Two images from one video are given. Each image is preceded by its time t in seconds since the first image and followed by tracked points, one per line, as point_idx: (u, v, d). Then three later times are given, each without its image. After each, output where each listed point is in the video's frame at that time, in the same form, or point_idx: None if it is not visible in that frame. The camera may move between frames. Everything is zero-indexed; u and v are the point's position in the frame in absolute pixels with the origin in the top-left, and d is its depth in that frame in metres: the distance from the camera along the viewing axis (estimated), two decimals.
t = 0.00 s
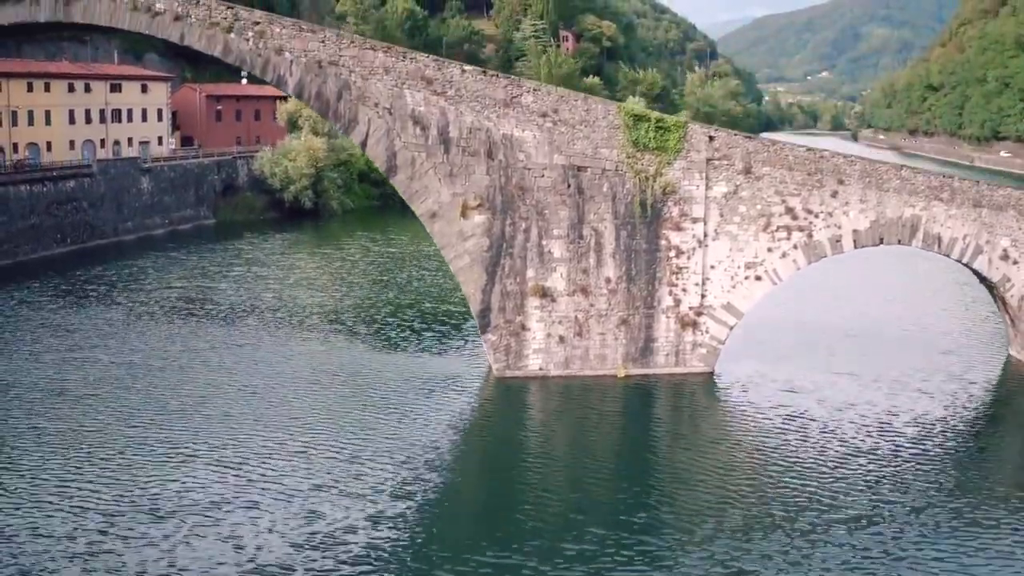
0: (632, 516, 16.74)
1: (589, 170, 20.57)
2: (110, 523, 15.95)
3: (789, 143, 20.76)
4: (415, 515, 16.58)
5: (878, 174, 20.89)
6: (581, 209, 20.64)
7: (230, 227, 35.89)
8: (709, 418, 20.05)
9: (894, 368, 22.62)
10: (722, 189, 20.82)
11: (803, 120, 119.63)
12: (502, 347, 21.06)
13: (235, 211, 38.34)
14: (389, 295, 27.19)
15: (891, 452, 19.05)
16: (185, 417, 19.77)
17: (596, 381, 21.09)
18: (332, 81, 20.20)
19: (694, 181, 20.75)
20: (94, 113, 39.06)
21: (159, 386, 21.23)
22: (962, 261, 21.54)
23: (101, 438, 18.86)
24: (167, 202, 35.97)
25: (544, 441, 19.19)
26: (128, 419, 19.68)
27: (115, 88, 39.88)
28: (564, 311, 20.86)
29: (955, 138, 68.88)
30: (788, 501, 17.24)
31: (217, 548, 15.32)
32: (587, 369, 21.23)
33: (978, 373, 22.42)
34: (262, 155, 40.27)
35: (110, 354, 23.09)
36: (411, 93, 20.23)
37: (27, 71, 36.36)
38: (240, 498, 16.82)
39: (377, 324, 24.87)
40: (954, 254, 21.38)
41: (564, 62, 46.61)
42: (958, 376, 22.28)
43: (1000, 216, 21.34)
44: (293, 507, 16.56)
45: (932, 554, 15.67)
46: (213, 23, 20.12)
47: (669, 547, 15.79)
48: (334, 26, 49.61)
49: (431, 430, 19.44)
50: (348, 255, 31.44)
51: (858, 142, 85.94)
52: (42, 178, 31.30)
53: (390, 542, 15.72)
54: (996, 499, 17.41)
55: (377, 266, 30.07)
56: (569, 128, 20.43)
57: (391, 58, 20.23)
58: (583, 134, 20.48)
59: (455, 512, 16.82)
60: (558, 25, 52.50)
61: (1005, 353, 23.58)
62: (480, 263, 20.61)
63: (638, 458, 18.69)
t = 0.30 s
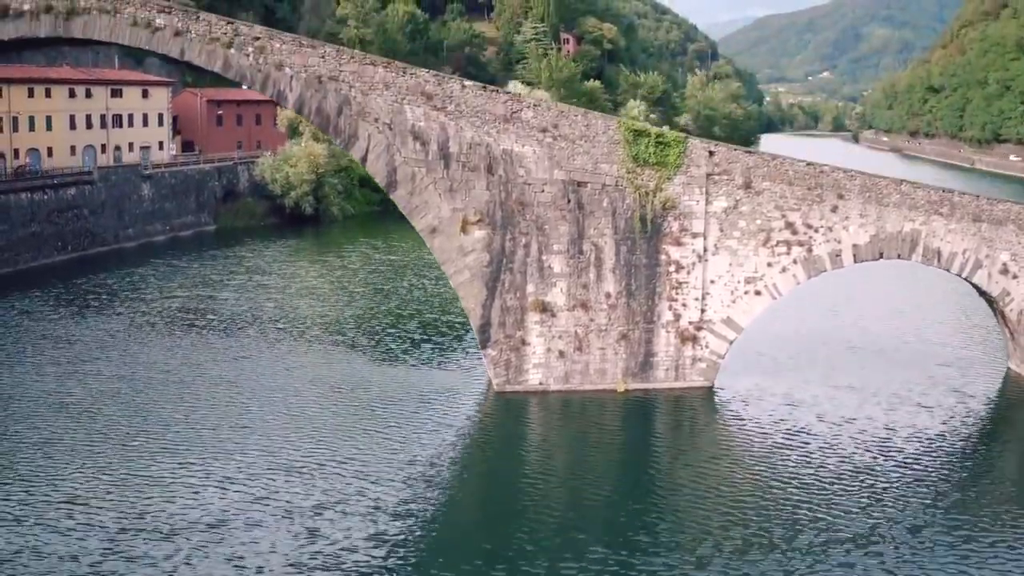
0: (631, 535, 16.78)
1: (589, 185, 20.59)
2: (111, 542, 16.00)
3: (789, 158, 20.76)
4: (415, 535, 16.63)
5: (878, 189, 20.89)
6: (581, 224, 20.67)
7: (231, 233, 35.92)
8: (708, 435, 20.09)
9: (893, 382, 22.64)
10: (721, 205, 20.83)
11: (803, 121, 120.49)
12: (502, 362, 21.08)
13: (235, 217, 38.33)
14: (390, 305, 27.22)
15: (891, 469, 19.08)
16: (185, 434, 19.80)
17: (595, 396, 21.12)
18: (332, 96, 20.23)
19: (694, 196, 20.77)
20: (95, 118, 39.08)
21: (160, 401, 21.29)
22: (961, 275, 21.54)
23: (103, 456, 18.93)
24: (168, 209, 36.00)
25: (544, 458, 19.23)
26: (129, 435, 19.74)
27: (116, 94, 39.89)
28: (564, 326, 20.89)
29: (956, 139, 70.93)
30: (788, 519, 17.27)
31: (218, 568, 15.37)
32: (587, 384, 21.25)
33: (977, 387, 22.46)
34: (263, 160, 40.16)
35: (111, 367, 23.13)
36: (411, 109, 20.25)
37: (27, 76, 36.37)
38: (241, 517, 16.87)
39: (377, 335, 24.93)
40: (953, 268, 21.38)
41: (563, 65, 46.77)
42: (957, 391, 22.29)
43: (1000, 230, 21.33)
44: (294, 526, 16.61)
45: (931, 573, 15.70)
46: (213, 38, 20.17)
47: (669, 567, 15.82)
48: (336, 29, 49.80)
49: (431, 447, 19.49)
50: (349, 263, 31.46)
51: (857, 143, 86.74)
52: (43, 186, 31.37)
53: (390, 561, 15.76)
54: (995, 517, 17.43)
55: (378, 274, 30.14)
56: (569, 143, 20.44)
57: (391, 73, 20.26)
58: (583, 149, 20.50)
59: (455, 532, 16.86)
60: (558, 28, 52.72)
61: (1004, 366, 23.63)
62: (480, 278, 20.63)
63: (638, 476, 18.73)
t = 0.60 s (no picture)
0: (631, 549, 16.82)
1: (589, 197, 20.61)
2: (111, 557, 16.02)
3: (789, 169, 20.77)
4: (415, 550, 16.65)
5: (878, 201, 20.90)
6: (581, 236, 20.68)
7: (232, 238, 35.99)
8: (708, 448, 20.13)
9: (892, 392, 22.69)
10: (721, 216, 20.84)
11: (804, 122, 121.10)
12: (502, 374, 21.12)
13: (236, 222, 38.41)
14: (390, 313, 27.26)
15: (890, 482, 19.10)
16: (186, 445, 19.84)
17: (595, 407, 21.15)
18: (331, 108, 20.26)
19: (693, 208, 20.78)
20: (95, 122, 39.08)
21: (160, 412, 21.33)
22: (961, 286, 21.55)
23: (103, 468, 18.97)
24: (168, 214, 36.04)
25: (543, 471, 19.28)
26: (130, 447, 19.78)
27: (116, 98, 39.90)
28: (564, 337, 20.92)
29: (956, 141, 71.62)
30: (787, 533, 17.29)
31: None
32: (587, 395, 21.28)
33: (976, 398, 22.48)
34: (263, 165, 40.38)
35: (111, 377, 23.18)
36: (411, 120, 20.27)
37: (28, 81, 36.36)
38: (242, 531, 16.89)
39: (378, 345, 24.99)
40: (953, 279, 21.39)
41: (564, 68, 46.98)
42: (956, 402, 22.33)
43: (1000, 241, 21.33)
44: (294, 540, 16.63)
45: None
46: (213, 50, 20.24)
47: None
48: (337, 32, 49.95)
49: (430, 460, 19.52)
50: (349, 270, 31.50)
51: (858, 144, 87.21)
52: (43, 192, 31.40)
53: None
54: (994, 531, 17.44)
55: (378, 281, 30.20)
56: (569, 155, 20.46)
57: (391, 85, 20.28)
58: (583, 161, 20.52)
59: (454, 546, 16.91)
60: (559, 30, 53.13)
61: (1003, 376, 23.67)
62: (480, 290, 20.66)
63: (638, 490, 18.78)
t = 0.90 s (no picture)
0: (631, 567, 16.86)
1: (589, 213, 20.66)
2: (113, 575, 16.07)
3: (788, 185, 20.78)
4: (415, 568, 16.70)
5: (878, 216, 20.90)
6: (581, 251, 20.73)
7: (233, 245, 36.05)
8: (707, 463, 20.19)
9: (891, 406, 22.74)
10: (721, 231, 20.88)
11: (804, 123, 121.80)
12: (503, 389, 21.17)
13: (236, 229, 38.51)
14: (390, 324, 27.30)
15: (889, 499, 19.14)
16: (187, 461, 19.90)
17: (595, 422, 21.20)
18: (332, 124, 20.30)
19: (693, 223, 20.82)
20: (95, 128, 39.08)
21: (161, 426, 21.38)
22: (960, 300, 21.56)
23: (104, 484, 19.03)
24: (169, 221, 36.09)
25: (543, 488, 19.34)
26: (130, 462, 19.85)
27: (116, 103, 39.90)
28: (564, 352, 20.97)
29: (957, 143, 72.05)
30: (787, 551, 17.32)
31: None
32: (587, 410, 21.32)
33: (975, 412, 22.51)
34: (264, 171, 40.41)
35: (113, 389, 23.26)
36: (411, 136, 20.32)
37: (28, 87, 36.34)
38: (243, 549, 16.93)
39: (379, 357, 25.07)
40: (952, 294, 21.40)
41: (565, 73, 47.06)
42: (955, 416, 22.35)
43: (999, 256, 21.34)
44: (295, 559, 16.68)
45: None
46: (213, 66, 20.27)
47: None
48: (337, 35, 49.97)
49: (430, 476, 19.57)
50: (350, 278, 31.55)
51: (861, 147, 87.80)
52: (43, 200, 31.44)
53: None
54: (993, 550, 17.47)
55: (379, 290, 30.26)
56: (569, 171, 20.50)
57: (392, 101, 20.32)
58: (583, 177, 20.56)
59: (455, 564, 16.98)
60: (559, 33, 53.84)
61: (1002, 389, 23.70)
62: (481, 305, 20.70)
63: (637, 506, 18.84)
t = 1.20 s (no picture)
0: None
1: (589, 227, 20.70)
2: None
3: (788, 199, 20.81)
4: None
5: (877, 230, 20.93)
6: (581, 265, 20.77)
7: (233, 251, 36.11)
8: (707, 478, 20.24)
9: (890, 419, 22.77)
10: (720, 245, 20.91)
11: (804, 123, 122.28)
12: (503, 402, 21.22)
13: (236, 234, 38.57)
14: (390, 334, 27.36)
15: (889, 514, 19.18)
16: (188, 476, 19.94)
17: (595, 435, 21.23)
18: (332, 139, 20.34)
19: (693, 238, 20.85)
20: (96, 133, 39.10)
21: (162, 439, 21.43)
22: (959, 313, 21.59)
23: (106, 498, 19.08)
24: (169, 227, 36.13)
25: (542, 504, 19.39)
26: (132, 476, 19.90)
27: (117, 108, 39.92)
28: (564, 366, 21.01)
29: (957, 145, 72.50)
30: (788, 566, 17.35)
31: None
32: (587, 423, 21.36)
33: (973, 424, 22.55)
34: (264, 176, 40.45)
35: (114, 400, 23.32)
36: (411, 151, 20.36)
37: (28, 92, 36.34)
38: (244, 566, 16.95)
39: (380, 367, 25.17)
40: (951, 307, 21.44)
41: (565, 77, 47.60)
42: (954, 429, 22.39)
43: (998, 269, 21.38)
44: None
45: None
46: (213, 81, 20.30)
47: None
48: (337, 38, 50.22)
49: (430, 492, 19.61)
50: (351, 286, 31.58)
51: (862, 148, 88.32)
52: (44, 208, 31.48)
53: None
54: (994, 565, 17.49)
55: (379, 298, 30.30)
56: (569, 185, 20.54)
57: (392, 116, 20.35)
58: (583, 191, 20.60)
59: None
60: (559, 35, 55.12)
61: (1002, 400, 23.73)
62: (481, 319, 20.75)
63: (638, 521, 18.89)
